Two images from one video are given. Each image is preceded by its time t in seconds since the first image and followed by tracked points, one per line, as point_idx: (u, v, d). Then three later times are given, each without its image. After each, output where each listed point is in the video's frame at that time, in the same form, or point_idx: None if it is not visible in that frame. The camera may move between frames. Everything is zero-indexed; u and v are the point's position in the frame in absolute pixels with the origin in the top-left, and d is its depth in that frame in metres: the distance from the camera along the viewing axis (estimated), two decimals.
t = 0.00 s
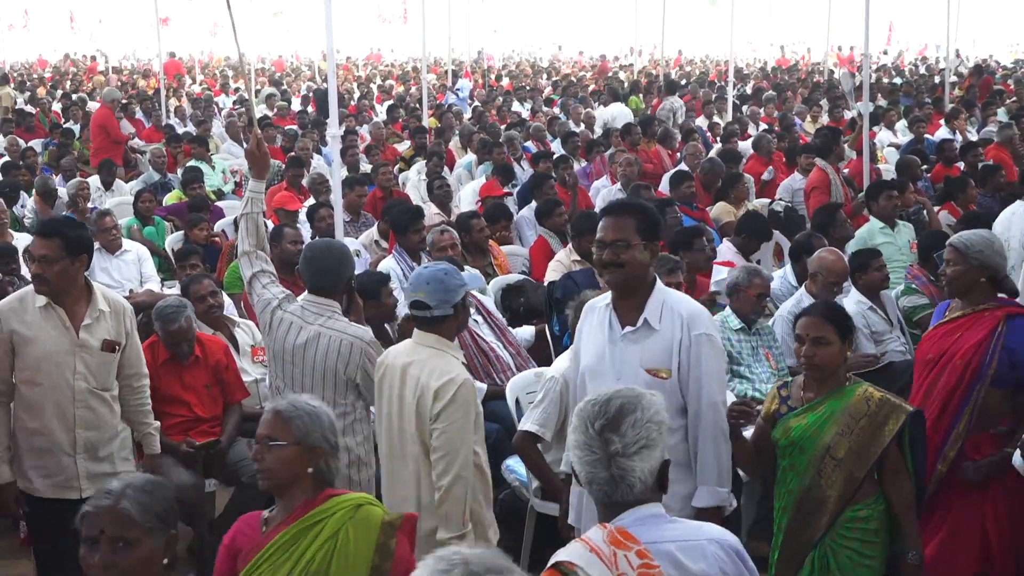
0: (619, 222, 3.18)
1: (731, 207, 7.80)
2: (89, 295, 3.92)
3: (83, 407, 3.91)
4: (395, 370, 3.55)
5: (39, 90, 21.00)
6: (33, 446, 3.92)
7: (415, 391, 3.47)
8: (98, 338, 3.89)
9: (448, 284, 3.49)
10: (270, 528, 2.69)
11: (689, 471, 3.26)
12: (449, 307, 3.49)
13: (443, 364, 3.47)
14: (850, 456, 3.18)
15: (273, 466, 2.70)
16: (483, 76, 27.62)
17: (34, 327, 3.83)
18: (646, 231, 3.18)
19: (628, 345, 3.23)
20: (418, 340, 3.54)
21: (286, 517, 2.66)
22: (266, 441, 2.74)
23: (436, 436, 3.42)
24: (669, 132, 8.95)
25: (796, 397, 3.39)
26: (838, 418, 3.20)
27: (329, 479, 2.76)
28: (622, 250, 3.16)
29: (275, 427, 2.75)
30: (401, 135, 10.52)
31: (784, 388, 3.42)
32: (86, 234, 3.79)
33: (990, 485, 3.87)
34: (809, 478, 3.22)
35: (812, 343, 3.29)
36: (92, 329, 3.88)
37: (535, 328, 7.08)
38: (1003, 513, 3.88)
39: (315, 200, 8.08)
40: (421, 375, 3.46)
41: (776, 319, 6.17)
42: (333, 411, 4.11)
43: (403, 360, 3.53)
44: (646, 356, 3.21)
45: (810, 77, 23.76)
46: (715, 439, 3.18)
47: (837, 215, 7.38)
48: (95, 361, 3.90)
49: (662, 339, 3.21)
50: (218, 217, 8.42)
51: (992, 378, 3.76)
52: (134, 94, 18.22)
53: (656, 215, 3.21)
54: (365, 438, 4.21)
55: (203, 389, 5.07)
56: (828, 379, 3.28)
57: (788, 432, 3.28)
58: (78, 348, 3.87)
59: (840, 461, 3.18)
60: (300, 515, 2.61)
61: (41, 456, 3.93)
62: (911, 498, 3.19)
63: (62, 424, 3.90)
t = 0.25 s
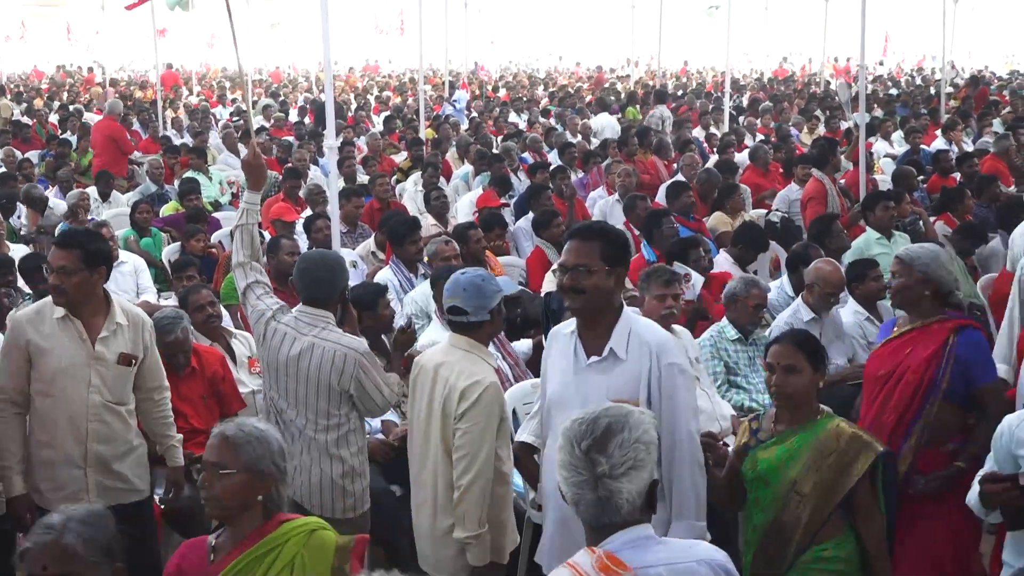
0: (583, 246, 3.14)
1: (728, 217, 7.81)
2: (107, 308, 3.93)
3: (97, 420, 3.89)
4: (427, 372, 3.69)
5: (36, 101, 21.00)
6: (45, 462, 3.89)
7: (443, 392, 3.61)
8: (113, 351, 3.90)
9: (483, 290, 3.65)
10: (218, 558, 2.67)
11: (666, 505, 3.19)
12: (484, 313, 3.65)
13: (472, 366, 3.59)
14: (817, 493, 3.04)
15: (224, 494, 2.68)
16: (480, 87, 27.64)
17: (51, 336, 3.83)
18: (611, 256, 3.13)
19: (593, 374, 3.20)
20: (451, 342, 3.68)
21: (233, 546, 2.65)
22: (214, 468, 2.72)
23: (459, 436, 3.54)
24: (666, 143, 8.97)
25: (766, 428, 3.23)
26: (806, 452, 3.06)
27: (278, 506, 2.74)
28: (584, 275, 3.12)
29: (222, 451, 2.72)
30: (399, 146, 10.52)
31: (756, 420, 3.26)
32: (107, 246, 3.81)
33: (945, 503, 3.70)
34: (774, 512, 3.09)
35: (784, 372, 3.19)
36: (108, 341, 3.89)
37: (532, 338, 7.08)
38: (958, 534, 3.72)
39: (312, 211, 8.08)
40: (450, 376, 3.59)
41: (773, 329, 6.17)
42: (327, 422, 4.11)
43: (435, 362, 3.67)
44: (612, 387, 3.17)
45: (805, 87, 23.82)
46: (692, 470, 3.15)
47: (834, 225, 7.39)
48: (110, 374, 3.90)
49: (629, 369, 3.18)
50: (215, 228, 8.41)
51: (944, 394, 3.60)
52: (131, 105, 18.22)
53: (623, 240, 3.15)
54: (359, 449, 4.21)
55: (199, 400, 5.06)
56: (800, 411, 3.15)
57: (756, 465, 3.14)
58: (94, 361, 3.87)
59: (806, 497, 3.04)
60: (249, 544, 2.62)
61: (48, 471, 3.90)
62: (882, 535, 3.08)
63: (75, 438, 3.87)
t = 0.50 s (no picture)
0: (562, 261, 3.07)
1: (720, 226, 7.82)
2: (128, 315, 3.95)
3: (117, 428, 3.88)
4: (444, 375, 3.93)
5: (26, 111, 20.97)
6: (67, 470, 3.87)
7: (458, 392, 3.85)
8: (135, 358, 3.90)
9: (499, 294, 3.88)
10: None
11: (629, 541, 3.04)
12: (499, 317, 3.86)
13: (485, 368, 3.84)
14: (789, 514, 3.00)
15: (202, 526, 2.64)
16: (471, 96, 27.67)
17: (72, 343, 3.83)
18: (589, 274, 3.05)
19: (560, 395, 3.10)
20: (468, 346, 3.93)
21: None
22: (195, 498, 2.67)
23: (472, 435, 3.80)
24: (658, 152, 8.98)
25: (737, 446, 3.20)
26: (777, 471, 3.02)
27: (260, 540, 2.72)
28: (559, 292, 3.05)
29: (206, 482, 2.68)
30: (391, 156, 10.53)
31: (726, 437, 3.23)
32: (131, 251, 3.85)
33: (905, 515, 3.77)
34: (746, 533, 3.05)
35: (753, 388, 3.17)
36: (130, 348, 3.90)
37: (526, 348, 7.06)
38: (911, 546, 3.79)
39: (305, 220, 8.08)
40: (464, 378, 3.84)
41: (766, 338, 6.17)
42: (316, 431, 4.12)
43: (452, 364, 3.92)
44: (576, 409, 3.06)
45: (798, 96, 23.89)
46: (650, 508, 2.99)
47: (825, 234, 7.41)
48: (132, 381, 3.90)
49: (594, 395, 3.06)
50: (208, 237, 8.40)
51: (908, 406, 3.68)
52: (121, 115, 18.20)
53: (603, 258, 3.08)
54: (348, 459, 4.21)
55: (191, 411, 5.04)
56: (771, 429, 3.13)
57: (728, 486, 3.12)
58: (115, 367, 3.87)
59: (778, 520, 3.00)
60: None
61: (68, 480, 3.86)
62: (856, 557, 3.02)
63: (96, 446, 3.87)
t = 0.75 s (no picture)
0: (510, 279, 3.12)
1: (702, 237, 7.84)
2: (135, 324, 4.17)
3: (119, 436, 4.09)
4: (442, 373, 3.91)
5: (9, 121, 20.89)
6: (70, 475, 4.07)
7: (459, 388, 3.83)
8: (138, 367, 4.12)
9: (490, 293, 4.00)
10: None
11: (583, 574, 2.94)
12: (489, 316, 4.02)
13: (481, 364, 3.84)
14: (748, 538, 3.02)
15: (156, 561, 2.60)
16: (455, 107, 27.75)
17: (79, 351, 4.06)
18: (539, 291, 3.12)
19: (510, 418, 3.10)
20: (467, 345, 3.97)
21: None
22: (151, 533, 2.63)
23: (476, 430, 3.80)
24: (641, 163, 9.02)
25: (690, 469, 3.21)
26: (735, 496, 3.05)
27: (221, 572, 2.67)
28: (510, 309, 3.09)
29: (162, 515, 2.63)
30: (374, 167, 10.54)
31: (679, 460, 3.24)
32: (139, 261, 4.09)
33: (857, 532, 3.98)
34: (705, 557, 3.07)
35: (704, 412, 3.19)
36: (134, 358, 4.11)
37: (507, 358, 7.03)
38: (863, 561, 4.09)
39: (288, 230, 8.09)
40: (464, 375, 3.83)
41: (747, 348, 6.19)
42: (295, 441, 4.11)
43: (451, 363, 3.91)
44: (529, 431, 3.07)
45: (781, 107, 23.99)
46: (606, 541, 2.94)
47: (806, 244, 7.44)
48: (135, 390, 4.12)
49: (549, 416, 3.08)
50: (190, 248, 8.40)
51: (866, 428, 3.86)
52: (104, 126, 18.16)
53: (551, 276, 3.14)
54: (328, 470, 4.20)
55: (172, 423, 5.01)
56: (722, 454, 3.16)
57: (686, 509, 3.12)
58: (118, 376, 4.09)
59: (737, 544, 3.03)
60: None
61: (75, 484, 4.08)
62: None
63: (98, 452, 4.07)
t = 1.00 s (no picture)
0: (431, 308, 3.06)
1: (677, 247, 7.86)
2: (119, 333, 4.18)
3: (97, 446, 4.09)
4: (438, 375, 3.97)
5: None
6: (49, 485, 4.10)
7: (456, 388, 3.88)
8: (119, 377, 4.12)
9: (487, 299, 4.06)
10: None
11: None
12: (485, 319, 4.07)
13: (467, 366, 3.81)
14: (680, 559, 3.04)
15: None
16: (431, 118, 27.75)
17: (63, 359, 4.08)
18: (458, 321, 3.06)
19: (433, 451, 3.07)
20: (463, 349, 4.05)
21: None
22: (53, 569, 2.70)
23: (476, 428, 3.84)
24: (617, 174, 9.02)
25: (623, 490, 3.23)
26: (668, 516, 3.05)
27: None
28: (426, 341, 3.03)
29: (65, 552, 2.69)
30: (348, 177, 10.54)
31: (612, 482, 3.26)
32: (126, 269, 4.12)
33: (813, 567, 3.70)
34: None
35: (638, 431, 3.23)
36: (113, 367, 4.12)
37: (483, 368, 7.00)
38: None
39: (262, 241, 8.07)
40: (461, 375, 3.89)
41: (721, 357, 6.18)
42: (267, 453, 4.07)
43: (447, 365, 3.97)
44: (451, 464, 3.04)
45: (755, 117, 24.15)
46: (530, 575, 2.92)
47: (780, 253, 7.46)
48: (115, 400, 4.12)
49: (470, 447, 3.06)
50: (163, 259, 8.36)
51: (821, 454, 3.66)
52: (78, 137, 18.07)
53: (467, 305, 3.08)
54: (302, 481, 4.16)
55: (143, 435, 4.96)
56: (658, 473, 3.18)
57: (616, 530, 3.12)
58: (98, 385, 4.10)
59: (669, 563, 3.04)
60: None
61: (57, 492, 4.10)
62: None
63: (76, 462, 4.08)
